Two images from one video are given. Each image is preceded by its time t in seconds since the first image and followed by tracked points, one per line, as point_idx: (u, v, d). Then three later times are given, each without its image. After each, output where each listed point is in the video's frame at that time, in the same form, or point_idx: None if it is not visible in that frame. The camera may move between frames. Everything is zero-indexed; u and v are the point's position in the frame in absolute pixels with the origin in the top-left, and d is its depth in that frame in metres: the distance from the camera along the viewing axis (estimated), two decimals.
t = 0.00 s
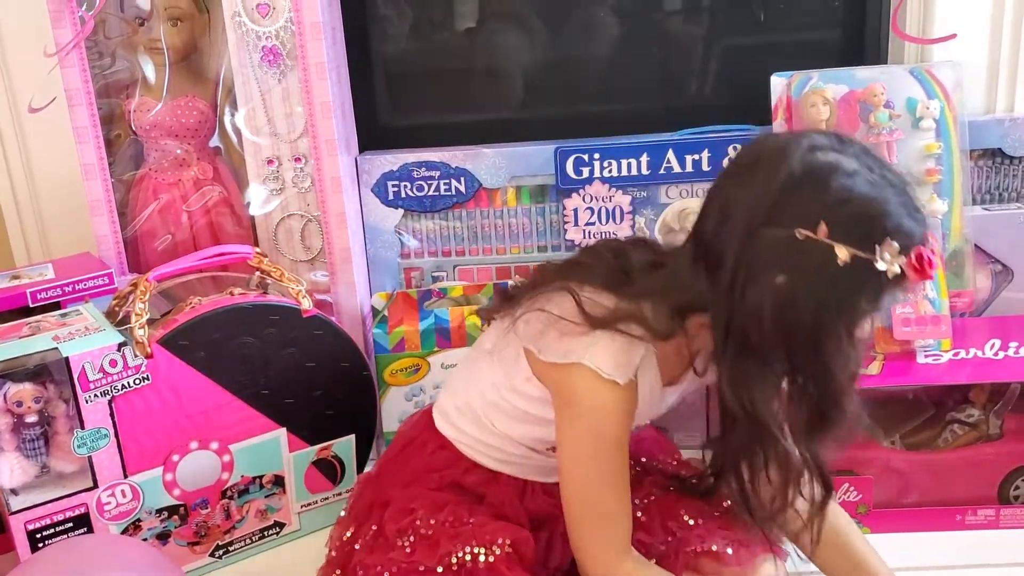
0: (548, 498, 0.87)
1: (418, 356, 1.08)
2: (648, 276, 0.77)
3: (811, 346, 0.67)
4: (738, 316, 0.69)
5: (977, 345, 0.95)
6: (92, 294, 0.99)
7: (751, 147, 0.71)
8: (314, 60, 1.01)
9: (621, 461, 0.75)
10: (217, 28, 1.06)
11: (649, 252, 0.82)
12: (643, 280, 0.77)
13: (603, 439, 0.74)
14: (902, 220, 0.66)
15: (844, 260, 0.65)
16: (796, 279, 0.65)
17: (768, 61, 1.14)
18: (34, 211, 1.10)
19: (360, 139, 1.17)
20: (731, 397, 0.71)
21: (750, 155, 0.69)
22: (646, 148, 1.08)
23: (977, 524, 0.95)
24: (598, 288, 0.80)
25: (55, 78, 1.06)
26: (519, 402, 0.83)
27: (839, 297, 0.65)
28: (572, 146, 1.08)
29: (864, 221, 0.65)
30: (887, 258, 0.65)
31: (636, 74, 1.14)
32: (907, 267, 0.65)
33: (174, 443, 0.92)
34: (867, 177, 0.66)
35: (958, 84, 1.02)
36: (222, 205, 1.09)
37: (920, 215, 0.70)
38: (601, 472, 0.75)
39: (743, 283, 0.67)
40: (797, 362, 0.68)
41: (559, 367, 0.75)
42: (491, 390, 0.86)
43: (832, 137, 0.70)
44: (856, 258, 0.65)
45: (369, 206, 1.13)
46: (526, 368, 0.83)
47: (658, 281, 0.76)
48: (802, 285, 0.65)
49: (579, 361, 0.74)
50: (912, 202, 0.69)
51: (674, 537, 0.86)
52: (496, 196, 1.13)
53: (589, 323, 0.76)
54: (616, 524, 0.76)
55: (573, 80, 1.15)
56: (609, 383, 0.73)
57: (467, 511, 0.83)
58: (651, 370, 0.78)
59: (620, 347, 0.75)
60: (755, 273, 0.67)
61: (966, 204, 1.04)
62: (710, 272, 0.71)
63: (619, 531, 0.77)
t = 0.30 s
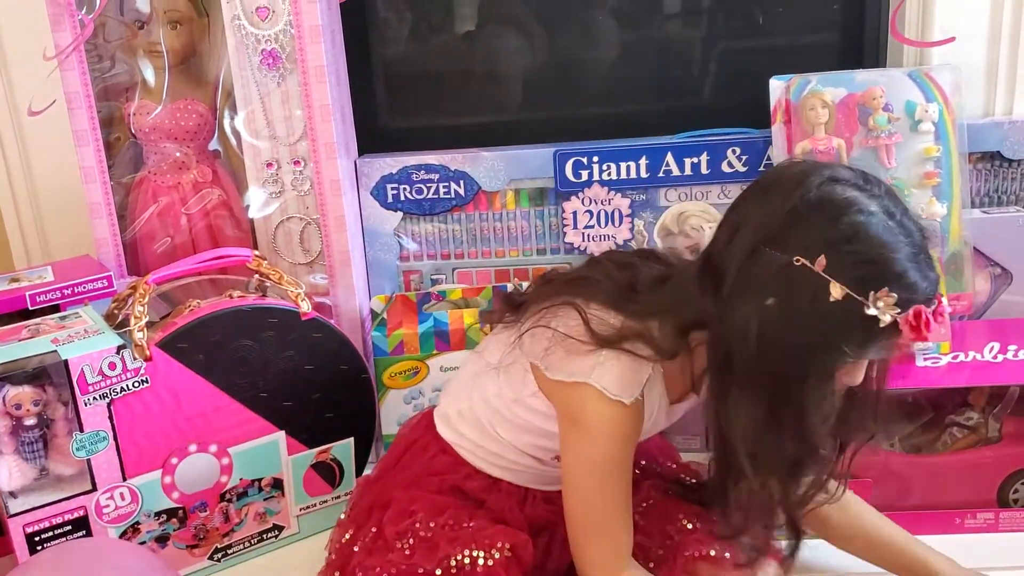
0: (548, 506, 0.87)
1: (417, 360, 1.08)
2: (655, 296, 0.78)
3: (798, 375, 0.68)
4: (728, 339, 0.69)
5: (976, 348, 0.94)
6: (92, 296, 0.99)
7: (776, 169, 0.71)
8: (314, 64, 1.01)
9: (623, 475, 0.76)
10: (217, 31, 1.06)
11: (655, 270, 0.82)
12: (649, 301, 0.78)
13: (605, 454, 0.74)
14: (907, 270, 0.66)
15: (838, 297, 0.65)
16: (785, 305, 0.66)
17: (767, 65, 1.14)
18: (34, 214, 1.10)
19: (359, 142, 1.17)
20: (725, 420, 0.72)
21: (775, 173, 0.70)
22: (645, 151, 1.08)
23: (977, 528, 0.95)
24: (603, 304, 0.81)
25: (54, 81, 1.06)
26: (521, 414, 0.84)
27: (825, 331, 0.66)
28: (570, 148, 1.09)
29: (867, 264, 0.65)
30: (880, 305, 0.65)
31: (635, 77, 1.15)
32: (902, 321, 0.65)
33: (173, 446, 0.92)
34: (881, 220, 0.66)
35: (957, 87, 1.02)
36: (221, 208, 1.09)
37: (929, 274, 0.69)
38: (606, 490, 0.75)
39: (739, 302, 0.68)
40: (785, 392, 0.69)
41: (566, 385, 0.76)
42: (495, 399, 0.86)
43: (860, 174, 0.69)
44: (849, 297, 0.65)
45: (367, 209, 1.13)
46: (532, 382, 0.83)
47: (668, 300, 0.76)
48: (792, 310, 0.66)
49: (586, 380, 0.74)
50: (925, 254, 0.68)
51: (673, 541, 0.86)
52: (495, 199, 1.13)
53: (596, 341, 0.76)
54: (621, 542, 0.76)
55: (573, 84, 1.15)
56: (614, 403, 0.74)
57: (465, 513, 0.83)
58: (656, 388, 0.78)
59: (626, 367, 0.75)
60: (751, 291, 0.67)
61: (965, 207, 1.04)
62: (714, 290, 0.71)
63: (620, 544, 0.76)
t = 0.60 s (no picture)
0: (543, 508, 0.87)
1: (416, 362, 1.07)
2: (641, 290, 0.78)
3: (779, 365, 0.68)
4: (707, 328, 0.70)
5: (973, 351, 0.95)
6: (89, 300, 0.99)
7: (756, 157, 0.71)
8: (312, 67, 1.01)
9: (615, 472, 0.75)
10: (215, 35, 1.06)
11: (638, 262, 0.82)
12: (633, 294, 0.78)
13: (594, 451, 0.74)
14: (888, 257, 0.66)
15: (818, 286, 0.65)
16: (766, 295, 0.67)
17: (765, 68, 1.14)
18: (31, 217, 1.10)
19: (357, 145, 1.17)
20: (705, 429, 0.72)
21: (753, 163, 0.70)
22: (643, 154, 1.08)
23: (974, 531, 0.95)
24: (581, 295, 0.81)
25: (52, 84, 1.06)
26: (510, 414, 0.84)
27: (805, 320, 0.66)
28: (568, 152, 1.09)
29: (847, 252, 0.65)
30: (861, 293, 0.65)
31: (632, 81, 1.15)
32: (884, 311, 0.67)
33: (170, 449, 0.92)
34: (861, 208, 0.66)
35: (954, 90, 1.02)
36: (219, 211, 1.10)
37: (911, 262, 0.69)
38: (598, 485, 0.75)
39: (719, 293, 0.69)
40: (766, 383, 0.69)
41: (552, 382, 0.76)
42: (484, 399, 0.86)
43: (840, 162, 0.69)
44: (829, 285, 0.65)
45: (365, 212, 1.13)
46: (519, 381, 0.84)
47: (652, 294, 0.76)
48: (774, 304, 0.66)
49: (569, 375, 0.75)
50: (905, 242, 0.69)
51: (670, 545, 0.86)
52: (493, 202, 1.13)
53: (578, 337, 0.76)
54: (616, 538, 0.76)
55: (571, 87, 1.15)
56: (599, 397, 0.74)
57: (460, 518, 0.82)
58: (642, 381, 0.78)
59: (610, 361, 0.75)
60: (731, 281, 0.68)
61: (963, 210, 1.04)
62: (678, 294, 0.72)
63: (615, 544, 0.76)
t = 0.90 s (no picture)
0: (541, 505, 0.86)
1: (412, 363, 1.07)
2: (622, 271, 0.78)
3: (670, 257, 0.70)
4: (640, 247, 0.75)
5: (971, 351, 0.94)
6: (86, 301, 0.99)
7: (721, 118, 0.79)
8: (309, 67, 1.02)
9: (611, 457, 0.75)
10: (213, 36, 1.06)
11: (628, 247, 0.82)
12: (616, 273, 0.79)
13: (589, 437, 0.74)
14: (775, 152, 0.68)
15: (702, 174, 0.70)
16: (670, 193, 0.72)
17: (763, 69, 1.14)
18: (28, 218, 1.10)
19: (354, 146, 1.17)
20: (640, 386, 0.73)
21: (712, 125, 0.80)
22: (640, 155, 1.08)
23: (972, 532, 0.95)
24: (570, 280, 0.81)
25: (49, 84, 1.06)
26: (506, 407, 0.85)
27: (691, 208, 0.69)
28: (565, 153, 1.09)
29: (733, 142, 0.70)
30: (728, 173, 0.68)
31: (629, 82, 1.15)
32: (753, 199, 0.66)
33: (168, 450, 0.92)
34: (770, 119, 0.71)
35: (951, 92, 1.03)
36: (216, 212, 1.09)
37: (824, 174, 0.70)
38: (594, 470, 0.74)
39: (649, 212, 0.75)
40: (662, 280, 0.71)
41: (546, 370, 0.75)
42: (480, 392, 0.88)
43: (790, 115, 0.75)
44: (710, 173, 0.69)
45: (363, 213, 1.13)
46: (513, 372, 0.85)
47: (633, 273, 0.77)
48: (680, 213, 0.70)
49: (562, 360, 0.74)
50: (820, 163, 0.70)
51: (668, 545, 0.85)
52: (490, 204, 1.13)
53: (570, 324, 0.76)
54: (615, 528, 0.75)
55: (568, 87, 1.15)
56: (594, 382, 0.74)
57: (457, 519, 0.82)
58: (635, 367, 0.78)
59: (603, 346, 0.74)
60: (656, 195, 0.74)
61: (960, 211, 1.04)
62: (639, 267, 0.74)
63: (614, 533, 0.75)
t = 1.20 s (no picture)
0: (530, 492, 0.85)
1: (411, 366, 1.08)
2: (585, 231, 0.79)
3: (627, 195, 0.72)
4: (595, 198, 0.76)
5: (969, 354, 0.96)
6: (86, 303, 0.99)
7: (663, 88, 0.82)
8: (309, 70, 1.02)
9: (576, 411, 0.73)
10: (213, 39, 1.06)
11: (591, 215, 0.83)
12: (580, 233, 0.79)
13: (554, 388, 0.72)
14: (716, 81, 0.71)
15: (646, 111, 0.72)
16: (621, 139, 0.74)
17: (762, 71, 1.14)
18: (28, 220, 1.10)
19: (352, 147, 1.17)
20: (597, 334, 0.73)
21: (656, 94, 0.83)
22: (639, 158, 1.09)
23: (971, 534, 0.95)
24: (540, 251, 0.82)
25: (49, 87, 1.06)
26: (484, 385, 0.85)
27: (641, 144, 0.71)
28: (564, 155, 1.09)
29: (675, 79, 0.72)
30: (673, 102, 0.70)
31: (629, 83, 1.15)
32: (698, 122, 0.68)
33: (167, 452, 0.92)
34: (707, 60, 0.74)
35: (950, 95, 1.03)
36: (216, 214, 1.10)
37: (767, 102, 0.72)
38: (558, 422, 0.73)
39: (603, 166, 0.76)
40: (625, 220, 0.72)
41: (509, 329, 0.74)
42: (462, 377, 0.88)
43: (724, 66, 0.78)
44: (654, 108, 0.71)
45: (362, 215, 1.13)
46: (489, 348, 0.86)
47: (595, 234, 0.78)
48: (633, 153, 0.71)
49: (526, 318, 0.73)
50: (759, 90, 0.72)
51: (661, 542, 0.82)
52: (489, 206, 1.13)
53: (533, 286, 0.76)
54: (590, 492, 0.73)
55: (566, 89, 1.15)
56: (555, 334, 0.72)
57: (451, 517, 0.82)
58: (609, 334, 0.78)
59: (568, 302, 0.74)
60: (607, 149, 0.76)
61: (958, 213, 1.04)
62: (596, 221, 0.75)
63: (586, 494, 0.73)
